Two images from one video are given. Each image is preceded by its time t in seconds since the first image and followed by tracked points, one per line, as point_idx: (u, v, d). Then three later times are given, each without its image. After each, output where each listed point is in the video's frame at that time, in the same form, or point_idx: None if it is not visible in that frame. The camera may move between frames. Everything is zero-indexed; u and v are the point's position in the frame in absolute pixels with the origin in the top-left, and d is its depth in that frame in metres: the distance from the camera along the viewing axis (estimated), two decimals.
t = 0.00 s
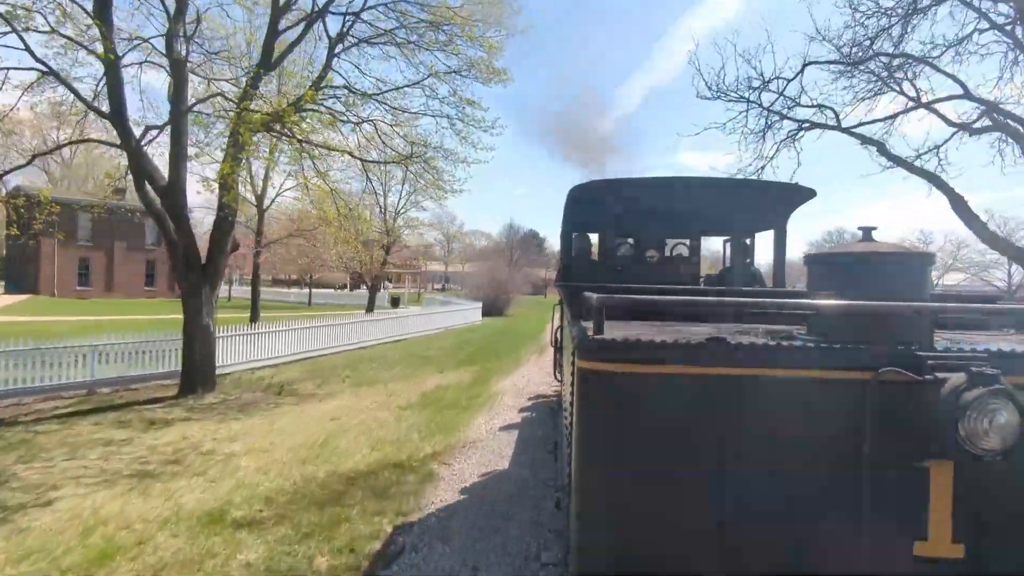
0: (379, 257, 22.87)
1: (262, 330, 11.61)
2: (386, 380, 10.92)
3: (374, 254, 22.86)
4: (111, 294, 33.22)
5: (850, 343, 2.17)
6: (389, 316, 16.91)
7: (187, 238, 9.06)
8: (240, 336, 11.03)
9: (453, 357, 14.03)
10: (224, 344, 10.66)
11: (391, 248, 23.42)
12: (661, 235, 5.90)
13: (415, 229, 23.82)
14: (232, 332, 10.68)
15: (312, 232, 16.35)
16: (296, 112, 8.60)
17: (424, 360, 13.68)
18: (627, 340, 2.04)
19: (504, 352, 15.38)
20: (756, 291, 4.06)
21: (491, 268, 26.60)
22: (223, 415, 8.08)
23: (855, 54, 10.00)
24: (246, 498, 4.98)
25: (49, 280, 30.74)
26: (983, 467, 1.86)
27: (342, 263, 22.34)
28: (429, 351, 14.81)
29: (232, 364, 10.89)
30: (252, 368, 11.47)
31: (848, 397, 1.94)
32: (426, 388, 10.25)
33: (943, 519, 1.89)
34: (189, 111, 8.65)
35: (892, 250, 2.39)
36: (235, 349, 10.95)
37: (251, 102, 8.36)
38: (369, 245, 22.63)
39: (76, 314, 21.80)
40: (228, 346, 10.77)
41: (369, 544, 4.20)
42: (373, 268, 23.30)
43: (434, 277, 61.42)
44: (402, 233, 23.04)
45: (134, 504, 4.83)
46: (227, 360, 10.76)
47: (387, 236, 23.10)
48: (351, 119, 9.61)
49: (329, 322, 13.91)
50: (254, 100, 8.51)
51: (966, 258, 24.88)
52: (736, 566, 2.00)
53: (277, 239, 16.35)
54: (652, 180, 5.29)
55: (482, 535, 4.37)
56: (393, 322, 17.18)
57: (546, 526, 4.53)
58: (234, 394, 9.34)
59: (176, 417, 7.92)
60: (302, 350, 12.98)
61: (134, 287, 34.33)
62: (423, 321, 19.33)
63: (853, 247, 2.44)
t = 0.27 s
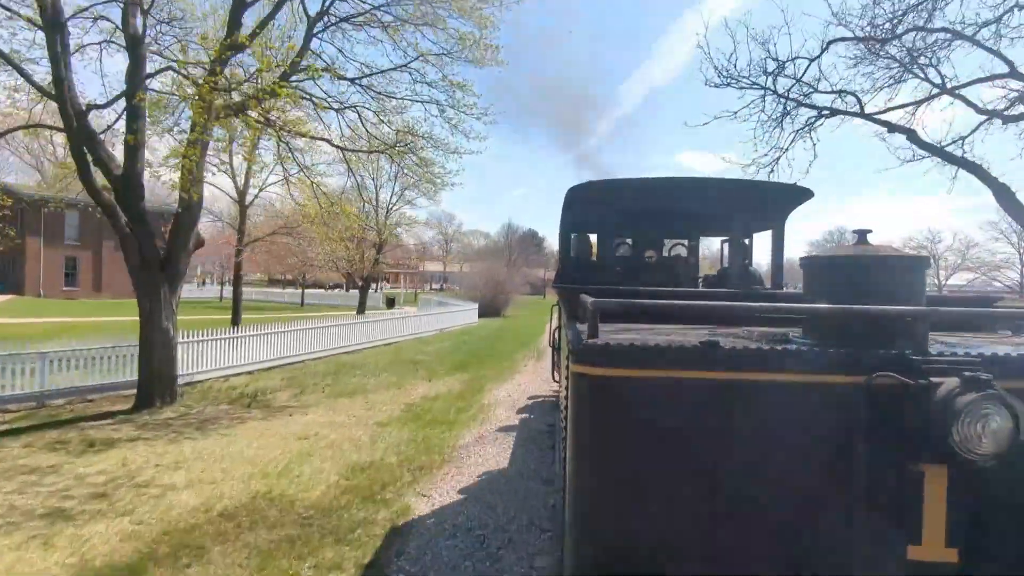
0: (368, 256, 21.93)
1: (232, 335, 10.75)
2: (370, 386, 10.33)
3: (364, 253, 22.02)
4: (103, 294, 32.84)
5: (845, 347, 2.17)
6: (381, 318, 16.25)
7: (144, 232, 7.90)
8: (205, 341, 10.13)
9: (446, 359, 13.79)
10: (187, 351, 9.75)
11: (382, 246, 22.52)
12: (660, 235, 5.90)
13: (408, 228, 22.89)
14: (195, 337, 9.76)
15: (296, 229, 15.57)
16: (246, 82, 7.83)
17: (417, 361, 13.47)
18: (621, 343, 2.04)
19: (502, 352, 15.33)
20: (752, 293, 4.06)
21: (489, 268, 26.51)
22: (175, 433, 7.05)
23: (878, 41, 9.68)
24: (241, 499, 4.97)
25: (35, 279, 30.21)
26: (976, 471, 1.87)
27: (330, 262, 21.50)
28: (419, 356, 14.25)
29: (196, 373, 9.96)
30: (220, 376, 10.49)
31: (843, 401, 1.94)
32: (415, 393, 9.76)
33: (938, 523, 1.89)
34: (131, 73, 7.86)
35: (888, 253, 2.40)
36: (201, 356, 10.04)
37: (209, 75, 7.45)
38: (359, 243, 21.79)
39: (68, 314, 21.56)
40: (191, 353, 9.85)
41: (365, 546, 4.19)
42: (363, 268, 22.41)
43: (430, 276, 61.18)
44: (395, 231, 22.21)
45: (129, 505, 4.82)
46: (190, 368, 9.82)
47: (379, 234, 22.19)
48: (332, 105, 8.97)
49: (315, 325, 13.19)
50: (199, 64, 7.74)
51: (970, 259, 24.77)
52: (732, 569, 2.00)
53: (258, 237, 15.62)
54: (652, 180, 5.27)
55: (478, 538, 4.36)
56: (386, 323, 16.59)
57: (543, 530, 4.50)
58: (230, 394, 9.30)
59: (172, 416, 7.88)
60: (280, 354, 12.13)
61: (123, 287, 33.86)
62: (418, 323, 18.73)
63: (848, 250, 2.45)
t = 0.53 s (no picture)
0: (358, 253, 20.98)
1: (212, 339, 10.02)
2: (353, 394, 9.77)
3: (354, 250, 21.03)
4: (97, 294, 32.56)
5: (841, 349, 2.18)
6: (372, 320, 15.67)
7: (93, 228, 7.20)
8: (180, 346, 9.38)
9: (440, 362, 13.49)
10: (157, 357, 8.96)
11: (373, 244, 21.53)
12: (658, 236, 5.90)
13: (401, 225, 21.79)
14: (166, 342, 9.00)
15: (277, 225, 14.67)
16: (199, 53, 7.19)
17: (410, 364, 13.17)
18: (616, 347, 2.04)
19: (500, 354, 15.28)
20: (749, 295, 4.06)
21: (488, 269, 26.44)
22: (117, 456, 6.14)
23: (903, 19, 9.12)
24: (236, 502, 4.95)
25: (21, 280, 29.98)
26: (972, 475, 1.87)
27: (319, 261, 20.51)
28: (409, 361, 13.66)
29: (168, 380, 9.17)
30: (194, 385, 9.67)
31: (837, 404, 1.94)
32: (402, 402, 9.25)
33: (933, 524, 1.89)
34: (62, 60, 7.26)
35: (885, 255, 2.39)
36: (173, 362, 9.26)
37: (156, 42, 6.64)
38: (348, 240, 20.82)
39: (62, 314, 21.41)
40: (164, 359, 9.08)
41: (361, 549, 4.18)
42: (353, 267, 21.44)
43: (428, 277, 61.04)
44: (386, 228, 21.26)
45: (123, 509, 4.81)
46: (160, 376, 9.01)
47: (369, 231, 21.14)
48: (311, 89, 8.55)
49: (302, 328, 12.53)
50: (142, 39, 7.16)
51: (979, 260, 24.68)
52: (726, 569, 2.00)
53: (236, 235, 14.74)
54: (652, 180, 5.26)
55: (475, 542, 4.35)
56: (378, 326, 16.03)
57: (542, 534, 4.50)
58: (228, 395, 9.29)
59: (169, 419, 7.87)
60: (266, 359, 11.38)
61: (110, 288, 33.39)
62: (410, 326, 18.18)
63: (846, 251, 2.45)
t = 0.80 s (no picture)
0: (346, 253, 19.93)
1: (179, 345, 9.42)
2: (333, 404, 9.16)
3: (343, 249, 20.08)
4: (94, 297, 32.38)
5: (839, 351, 2.17)
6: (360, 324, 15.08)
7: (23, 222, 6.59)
8: (140, 355, 8.75)
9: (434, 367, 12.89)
10: (110, 368, 8.31)
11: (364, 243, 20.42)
12: (659, 237, 5.90)
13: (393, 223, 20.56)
14: (120, 351, 8.35)
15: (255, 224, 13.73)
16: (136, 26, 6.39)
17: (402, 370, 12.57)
18: (614, 348, 2.04)
19: (501, 355, 15.22)
20: (749, 297, 4.05)
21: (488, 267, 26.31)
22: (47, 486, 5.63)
23: None
24: (235, 509, 4.94)
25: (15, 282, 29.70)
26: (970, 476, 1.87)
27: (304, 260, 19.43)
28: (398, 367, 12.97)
29: (124, 393, 8.52)
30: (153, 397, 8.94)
31: (836, 406, 1.94)
32: (387, 412, 8.66)
33: (931, 526, 1.89)
34: None
35: (884, 257, 2.39)
36: (131, 373, 8.61)
37: None
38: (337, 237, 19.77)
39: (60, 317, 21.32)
40: (120, 369, 8.45)
41: (360, 556, 4.17)
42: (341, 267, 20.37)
43: (428, 277, 60.94)
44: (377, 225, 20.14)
45: (123, 519, 4.81)
46: (112, 388, 8.34)
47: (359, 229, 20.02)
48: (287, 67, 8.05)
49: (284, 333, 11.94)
50: (59, 2, 6.30)
51: (992, 258, 24.54)
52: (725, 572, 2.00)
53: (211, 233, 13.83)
54: (652, 180, 5.26)
55: (475, 546, 4.33)
56: (368, 329, 15.49)
57: (542, 537, 4.48)
58: (228, 398, 9.29)
59: (168, 424, 7.86)
60: (241, 367, 10.75)
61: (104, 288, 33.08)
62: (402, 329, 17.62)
63: (845, 253, 2.45)
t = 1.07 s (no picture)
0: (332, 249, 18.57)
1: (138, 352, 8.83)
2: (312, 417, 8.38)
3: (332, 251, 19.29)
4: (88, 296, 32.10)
5: (843, 351, 2.17)
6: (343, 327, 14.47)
7: None
8: (88, 364, 8.12)
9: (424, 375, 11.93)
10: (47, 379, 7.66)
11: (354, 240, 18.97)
12: (658, 237, 5.90)
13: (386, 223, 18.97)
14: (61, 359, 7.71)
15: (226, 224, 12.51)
16: None
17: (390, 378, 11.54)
18: (617, 348, 2.04)
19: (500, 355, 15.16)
20: (751, 297, 4.05)
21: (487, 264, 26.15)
22: None
23: None
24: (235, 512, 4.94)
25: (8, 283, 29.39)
26: (975, 476, 1.87)
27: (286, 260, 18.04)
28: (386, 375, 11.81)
29: (70, 405, 7.92)
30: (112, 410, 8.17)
31: (842, 406, 1.93)
32: (368, 429, 7.74)
33: (936, 526, 1.89)
34: None
35: (886, 257, 2.39)
36: (74, 384, 7.97)
37: None
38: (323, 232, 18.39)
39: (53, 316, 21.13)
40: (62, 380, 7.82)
41: (359, 559, 4.16)
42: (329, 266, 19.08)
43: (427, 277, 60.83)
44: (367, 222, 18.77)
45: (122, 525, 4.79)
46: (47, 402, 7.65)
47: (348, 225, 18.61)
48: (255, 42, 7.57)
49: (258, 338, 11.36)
50: None
51: (1001, 257, 24.39)
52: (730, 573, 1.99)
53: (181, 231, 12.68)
54: (655, 181, 5.26)
55: (475, 547, 4.32)
56: (353, 332, 14.90)
57: (543, 538, 4.47)
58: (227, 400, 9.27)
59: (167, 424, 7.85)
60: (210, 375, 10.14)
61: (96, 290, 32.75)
62: (388, 333, 16.95)
63: (847, 253, 2.44)
